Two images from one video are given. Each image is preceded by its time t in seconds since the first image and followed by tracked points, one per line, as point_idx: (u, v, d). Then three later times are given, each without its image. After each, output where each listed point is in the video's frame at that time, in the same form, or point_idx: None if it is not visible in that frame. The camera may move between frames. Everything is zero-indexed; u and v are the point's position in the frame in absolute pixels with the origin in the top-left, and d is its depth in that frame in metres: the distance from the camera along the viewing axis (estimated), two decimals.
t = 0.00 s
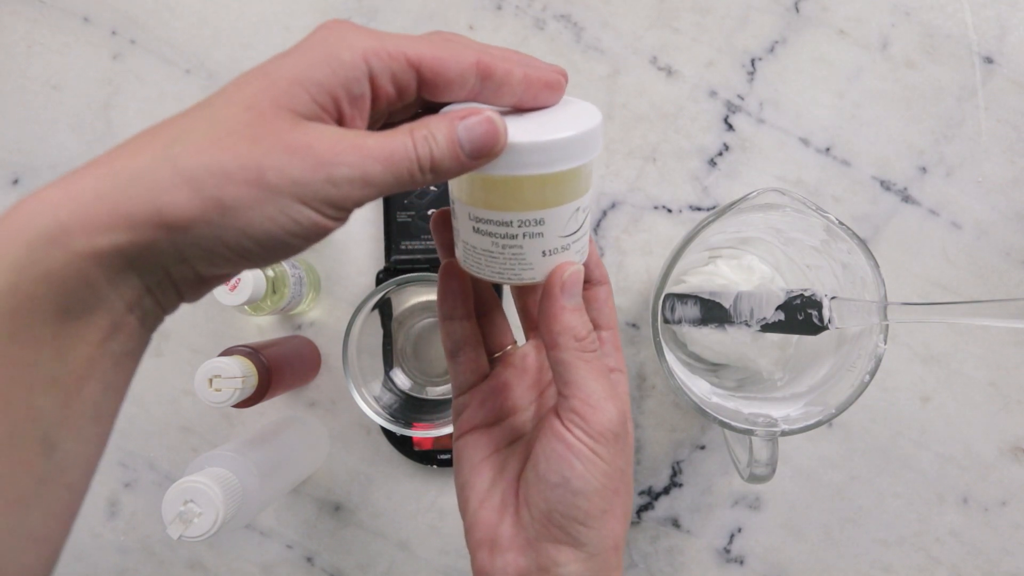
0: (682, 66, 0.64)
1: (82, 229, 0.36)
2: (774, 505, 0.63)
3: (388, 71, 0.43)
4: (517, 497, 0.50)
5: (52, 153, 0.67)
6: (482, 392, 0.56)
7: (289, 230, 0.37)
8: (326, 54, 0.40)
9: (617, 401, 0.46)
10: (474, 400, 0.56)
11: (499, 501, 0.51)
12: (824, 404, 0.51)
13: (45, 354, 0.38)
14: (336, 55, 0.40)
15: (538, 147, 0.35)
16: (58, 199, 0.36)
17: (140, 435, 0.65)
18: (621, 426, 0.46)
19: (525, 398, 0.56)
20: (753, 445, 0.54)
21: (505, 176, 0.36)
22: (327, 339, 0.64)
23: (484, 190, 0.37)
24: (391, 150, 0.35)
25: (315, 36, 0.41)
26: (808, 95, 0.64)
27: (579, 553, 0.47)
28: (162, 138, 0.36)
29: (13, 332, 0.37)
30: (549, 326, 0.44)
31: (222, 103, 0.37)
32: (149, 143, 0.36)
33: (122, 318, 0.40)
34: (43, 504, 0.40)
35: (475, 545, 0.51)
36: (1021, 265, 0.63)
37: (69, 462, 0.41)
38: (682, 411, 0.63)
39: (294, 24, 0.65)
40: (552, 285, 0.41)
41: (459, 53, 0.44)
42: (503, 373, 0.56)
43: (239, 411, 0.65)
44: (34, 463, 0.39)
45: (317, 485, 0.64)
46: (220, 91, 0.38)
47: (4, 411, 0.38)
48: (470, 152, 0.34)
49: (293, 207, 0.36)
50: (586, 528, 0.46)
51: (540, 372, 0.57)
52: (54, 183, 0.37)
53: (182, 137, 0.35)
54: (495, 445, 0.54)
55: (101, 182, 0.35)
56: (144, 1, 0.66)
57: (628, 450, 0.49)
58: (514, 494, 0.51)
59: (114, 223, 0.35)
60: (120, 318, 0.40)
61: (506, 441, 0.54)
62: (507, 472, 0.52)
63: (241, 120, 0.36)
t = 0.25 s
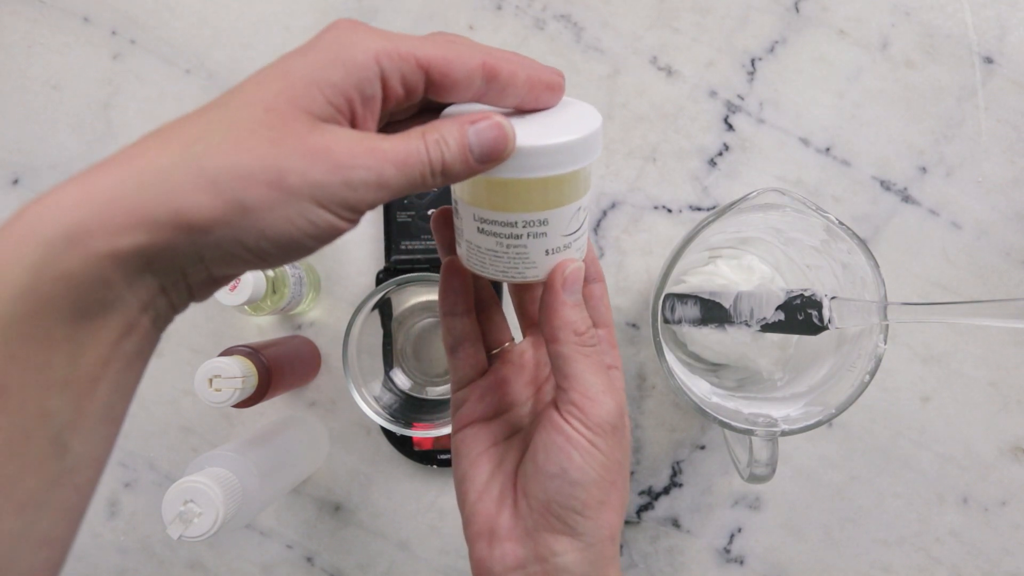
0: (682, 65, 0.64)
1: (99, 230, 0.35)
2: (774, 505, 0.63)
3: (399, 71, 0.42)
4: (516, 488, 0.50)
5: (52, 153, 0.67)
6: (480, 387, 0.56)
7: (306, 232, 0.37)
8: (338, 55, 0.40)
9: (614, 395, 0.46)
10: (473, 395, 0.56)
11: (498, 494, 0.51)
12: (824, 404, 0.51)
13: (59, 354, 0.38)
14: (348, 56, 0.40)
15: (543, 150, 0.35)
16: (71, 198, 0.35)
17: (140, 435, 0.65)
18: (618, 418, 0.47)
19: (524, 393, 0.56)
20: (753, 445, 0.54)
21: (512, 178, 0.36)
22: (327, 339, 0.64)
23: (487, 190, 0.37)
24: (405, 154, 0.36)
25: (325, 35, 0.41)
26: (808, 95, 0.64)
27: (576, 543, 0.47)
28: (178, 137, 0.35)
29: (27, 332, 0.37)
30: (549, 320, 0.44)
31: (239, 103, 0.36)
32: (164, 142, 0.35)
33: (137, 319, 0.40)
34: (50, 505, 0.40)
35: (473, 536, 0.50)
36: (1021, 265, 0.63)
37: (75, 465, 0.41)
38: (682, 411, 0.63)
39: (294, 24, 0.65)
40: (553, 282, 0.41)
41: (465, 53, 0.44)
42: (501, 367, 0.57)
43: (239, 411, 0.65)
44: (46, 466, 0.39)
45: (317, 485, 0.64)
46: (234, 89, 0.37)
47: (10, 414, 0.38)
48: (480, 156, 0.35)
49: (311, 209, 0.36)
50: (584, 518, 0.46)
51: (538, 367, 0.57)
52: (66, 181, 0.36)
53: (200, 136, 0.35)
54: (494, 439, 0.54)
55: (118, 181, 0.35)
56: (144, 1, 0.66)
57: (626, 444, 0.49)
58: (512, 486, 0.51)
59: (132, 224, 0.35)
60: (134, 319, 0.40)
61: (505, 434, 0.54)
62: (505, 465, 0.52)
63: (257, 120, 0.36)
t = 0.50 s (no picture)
0: (682, 65, 0.64)
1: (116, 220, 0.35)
2: (774, 505, 0.63)
3: (414, 65, 0.42)
4: (521, 485, 0.50)
5: (52, 153, 0.67)
6: (485, 383, 0.56)
7: (322, 226, 0.37)
8: (354, 46, 0.39)
9: (620, 391, 0.47)
10: (477, 390, 0.56)
11: (503, 490, 0.51)
12: (824, 404, 0.51)
13: (72, 343, 0.38)
14: (365, 47, 0.40)
15: (555, 149, 0.35)
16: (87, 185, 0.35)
17: (140, 435, 0.65)
18: (623, 414, 0.47)
19: (528, 390, 0.56)
20: (753, 445, 0.54)
21: (521, 177, 0.36)
22: (327, 339, 0.64)
23: (496, 187, 0.37)
24: (420, 149, 0.35)
25: (340, 28, 0.40)
26: (808, 95, 0.64)
27: (581, 538, 0.46)
28: (196, 127, 0.35)
29: (39, 322, 0.37)
30: (555, 317, 0.44)
31: (256, 94, 0.36)
32: (182, 132, 0.35)
33: (149, 309, 0.40)
34: (57, 499, 0.40)
35: (478, 532, 0.50)
36: (1021, 265, 0.63)
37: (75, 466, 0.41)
38: (681, 411, 0.63)
39: (294, 24, 0.65)
40: (560, 278, 0.41)
41: (478, 47, 0.44)
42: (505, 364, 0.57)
43: (239, 411, 0.65)
44: (45, 466, 0.39)
45: (317, 485, 0.64)
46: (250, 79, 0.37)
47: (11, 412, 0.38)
48: (495, 155, 0.34)
49: (327, 202, 0.36)
50: (588, 514, 0.46)
51: (541, 366, 0.57)
52: (81, 169, 0.36)
53: (218, 127, 0.35)
54: (499, 435, 0.54)
55: (135, 171, 0.35)
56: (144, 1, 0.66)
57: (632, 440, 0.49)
58: (517, 482, 0.51)
59: (148, 214, 0.35)
60: (146, 310, 0.40)
61: (510, 431, 0.54)
62: (510, 461, 0.52)
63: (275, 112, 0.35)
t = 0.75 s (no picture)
0: (682, 65, 0.64)
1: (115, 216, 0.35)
2: (774, 505, 0.63)
3: (417, 57, 0.42)
4: (526, 487, 0.50)
5: (52, 153, 0.67)
6: (491, 383, 0.56)
7: (324, 223, 0.37)
8: (357, 41, 0.40)
9: (626, 393, 0.47)
10: (483, 391, 0.56)
11: (508, 491, 0.51)
12: (824, 404, 0.51)
13: (71, 339, 0.38)
14: (368, 43, 0.40)
15: (557, 147, 0.35)
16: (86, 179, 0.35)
17: (140, 435, 0.65)
18: (629, 415, 0.47)
19: (534, 392, 0.56)
20: (753, 445, 0.54)
21: (524, 176, 0.36)
22: (327, 339, 0.64)
23: (500, 187, 0.37)
24: (426, 146, 0.35)
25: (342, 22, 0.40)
26: (808, 95, 0.64)
27: (588, 541, 0.47)
28: (197, 122, 0.35)
29: (38, 318, 0.37)
30: (559, 317, 0.45)
31: (260, 90, 0.36)
32: (182, 127, 0.35)
33: (148, 305, 0.40)
34: (56, 499, 0.40)
35: (484, 535, 0.50)
36: (1021, 265, 0.63)
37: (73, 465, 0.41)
38: (681, 411, 0.63)
39: (294, 24, 0.66)
40: (564, 278, 0.41)
41: (479, 33, 0.45)
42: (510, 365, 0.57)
43: (239, 411, 0.65)
44: (47, 465, 0.39)
45: (317, 485, 0.64)
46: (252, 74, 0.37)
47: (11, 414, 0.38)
48: (499, 153, 0.34)
49: (328, 199, 0.36)
50: (594, 516, 0.46)
51: (547, 368, 0.57)
52: (80, 163, 0.35)
53: (220, 122, 0.35)
54: (504, 437, 0.54)
55: (136, 165, 0.34)
56: (144, 1, 0.66)
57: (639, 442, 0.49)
58: (523, 484, 0.51)
59: (148, 208, 0.35)
60: (146, 305, 0.40)
61: (516, 432, 0.54)
62: (515, 463, 0.52)
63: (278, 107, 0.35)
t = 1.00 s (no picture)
0: (682, 65, 0.64)
1: (104, 228, 0.35)
2: (774, 505, 0.63)
3: (407, 55, 0.42)
4: (523, 491, 0.50)
5: (52, 152, 0.67)
6: (488, 386, 0.56)
7: (316, 235, 0.37)
8: (344, 44, 0.39)
9: (624, 397, 0.47)
10: (479, 394, 0.56)
11: (505, 496, 0.51)
12: (824, 404, 0.51)
13: (61, 354, 0.38)
14: (356, 47, 0.40)
15: (553, 163, 0.35)
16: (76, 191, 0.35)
17: (140, 435, 0.65)
18: (627, 419, 0.47)
19: (532, 394, 0.56)
20: (753, 445, 0.54)
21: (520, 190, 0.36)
22: (327, 339, 0.64)
23: (499, 198, 0.37)
24: (418, 159, 0.35)
25: (328, 27, 0.40)
26: (808, 95, 0.64)
27: (585, 547, 0.46)
28: (186, 134, 0.35)
29: (27, 335, 0.37)
30: (555, 320, 0.45)
31: (249, 99, 0.36)
32: (171, 138, 0.35)
33: (140, 319, 0.40)
34: (47, 511, 0.40)
35: (481, 541, 0.50)
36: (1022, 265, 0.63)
37: (69, 472, 0.41)
38: (681, 411, 0.64)
39: (294, 24, 0.66)
40: (559, 283, 0.41)
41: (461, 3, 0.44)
42: (508, 370, 0.57)
43: (239, 411, 0.65)
44: (46, 470, 0.40)
45: (317, 485, 0.64)
46: (241, 83, 0.37)
47: (7, 423, 0.38)
48: (494, 168, 0.34)
49: (318, 210, 0.36)
50: (591, 522, 0.46)
51: (546, 369, 0.57)
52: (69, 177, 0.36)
53: (209, 133, 0.35)
54: (502, 440, 0.54)
55: (126, 177, 0.35)
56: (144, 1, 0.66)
57: (638, 447, 0.49)
58: (520, 489, 0.51)
59: (138, 220, 0.35)
60: (137, 319, 0.40)
61: (513, 437, 0.54)
62: (512, 468, 0.52)
63: (268, 117, 0.36)
